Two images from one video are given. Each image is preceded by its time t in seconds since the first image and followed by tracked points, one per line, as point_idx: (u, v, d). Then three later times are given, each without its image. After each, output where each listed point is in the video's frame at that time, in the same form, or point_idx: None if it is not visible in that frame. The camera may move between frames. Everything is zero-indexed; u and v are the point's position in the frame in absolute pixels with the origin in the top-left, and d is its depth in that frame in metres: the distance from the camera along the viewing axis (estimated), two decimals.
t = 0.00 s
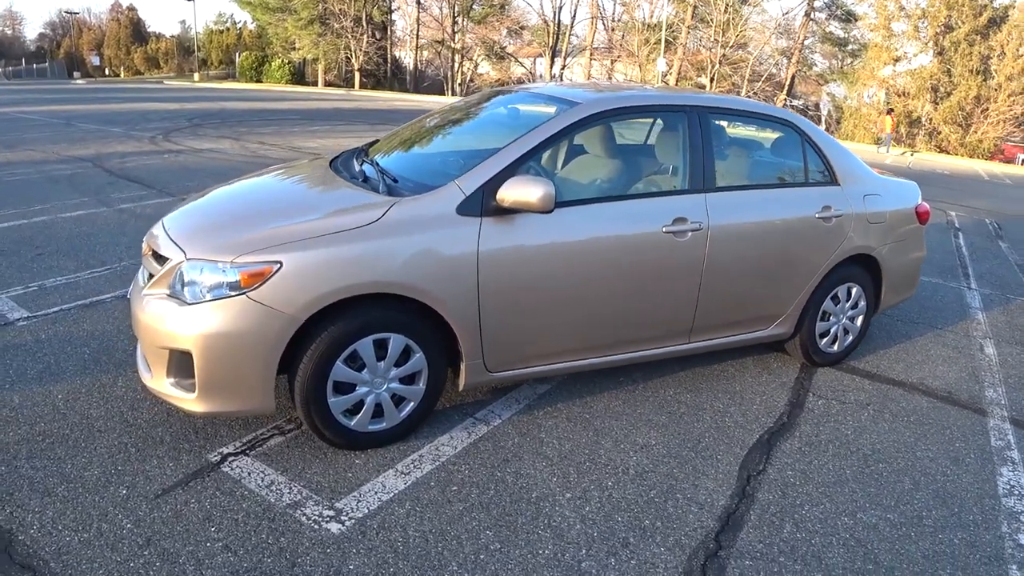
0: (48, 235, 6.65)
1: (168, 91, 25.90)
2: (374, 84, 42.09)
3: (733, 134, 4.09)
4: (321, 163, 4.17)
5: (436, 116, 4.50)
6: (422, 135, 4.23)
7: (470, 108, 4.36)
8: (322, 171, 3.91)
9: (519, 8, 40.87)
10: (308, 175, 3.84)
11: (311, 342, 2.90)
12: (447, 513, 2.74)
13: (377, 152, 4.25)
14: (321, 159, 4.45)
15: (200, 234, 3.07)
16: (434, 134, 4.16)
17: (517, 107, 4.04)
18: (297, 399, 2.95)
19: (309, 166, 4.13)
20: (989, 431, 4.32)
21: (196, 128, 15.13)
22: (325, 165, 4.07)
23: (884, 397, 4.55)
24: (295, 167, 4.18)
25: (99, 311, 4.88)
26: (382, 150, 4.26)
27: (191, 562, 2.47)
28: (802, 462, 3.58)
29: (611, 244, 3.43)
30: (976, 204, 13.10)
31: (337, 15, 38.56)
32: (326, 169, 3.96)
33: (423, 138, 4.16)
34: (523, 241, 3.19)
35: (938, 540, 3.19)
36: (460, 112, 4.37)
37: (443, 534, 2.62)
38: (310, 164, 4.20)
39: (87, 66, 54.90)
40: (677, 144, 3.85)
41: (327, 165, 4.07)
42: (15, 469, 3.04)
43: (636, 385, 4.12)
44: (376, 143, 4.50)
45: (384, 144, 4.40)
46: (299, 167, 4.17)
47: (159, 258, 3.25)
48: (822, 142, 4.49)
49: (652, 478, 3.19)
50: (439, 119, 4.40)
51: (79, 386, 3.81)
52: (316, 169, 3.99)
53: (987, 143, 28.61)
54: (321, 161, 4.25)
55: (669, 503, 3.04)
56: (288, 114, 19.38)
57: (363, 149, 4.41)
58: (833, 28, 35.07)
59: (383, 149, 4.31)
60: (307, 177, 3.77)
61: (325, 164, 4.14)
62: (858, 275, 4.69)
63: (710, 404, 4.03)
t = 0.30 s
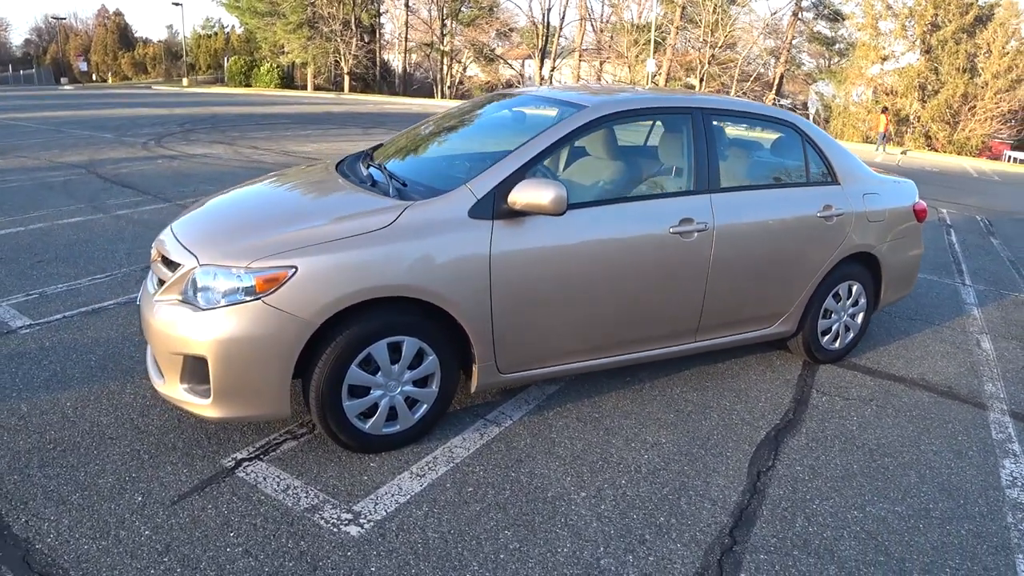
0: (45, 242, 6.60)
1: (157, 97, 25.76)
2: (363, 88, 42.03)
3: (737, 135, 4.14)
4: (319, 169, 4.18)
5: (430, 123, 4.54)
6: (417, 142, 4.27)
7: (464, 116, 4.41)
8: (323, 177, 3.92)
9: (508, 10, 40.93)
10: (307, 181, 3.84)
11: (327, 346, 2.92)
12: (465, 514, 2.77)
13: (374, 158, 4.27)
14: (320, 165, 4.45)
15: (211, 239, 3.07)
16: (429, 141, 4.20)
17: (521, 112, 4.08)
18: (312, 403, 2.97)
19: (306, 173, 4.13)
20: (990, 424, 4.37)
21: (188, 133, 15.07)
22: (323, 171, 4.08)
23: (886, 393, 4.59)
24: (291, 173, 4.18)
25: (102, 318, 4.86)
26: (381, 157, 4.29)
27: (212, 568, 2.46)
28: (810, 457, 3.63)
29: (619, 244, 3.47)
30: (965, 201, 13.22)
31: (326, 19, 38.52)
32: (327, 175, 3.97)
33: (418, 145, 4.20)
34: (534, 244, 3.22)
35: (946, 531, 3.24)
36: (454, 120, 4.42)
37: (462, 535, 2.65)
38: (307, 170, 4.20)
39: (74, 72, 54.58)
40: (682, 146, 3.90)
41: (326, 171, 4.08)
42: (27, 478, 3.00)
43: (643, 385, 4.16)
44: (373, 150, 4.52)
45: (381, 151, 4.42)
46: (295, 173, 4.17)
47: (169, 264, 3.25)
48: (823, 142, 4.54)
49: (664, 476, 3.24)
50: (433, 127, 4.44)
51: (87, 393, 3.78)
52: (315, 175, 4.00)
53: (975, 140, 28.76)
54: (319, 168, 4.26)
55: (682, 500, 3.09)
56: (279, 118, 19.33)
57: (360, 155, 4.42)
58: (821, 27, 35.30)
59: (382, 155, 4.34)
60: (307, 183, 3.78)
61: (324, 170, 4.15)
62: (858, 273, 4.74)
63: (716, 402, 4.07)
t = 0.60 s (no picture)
0: (41, 242, 6.55)
1: (150, 96, 25.62)
2: (356, 88, 41.96)
3: (742, 139, 4.16)
4: (319, 171, 4.17)
5: (427, 128, 4.56)
6: (415, 147, 4.29)
7: (461, 121, 4.43)
8: (324, 179, 3.92)
9: (502, 12, 40.98)
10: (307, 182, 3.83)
11: (337, 349, 2.91)
12: (476, 517, 2.78)
13: (374, 161, 4.28)
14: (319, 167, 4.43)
15: (220, 240, 3.05)
16: (427, 146, 4.22)
17: (527, 115, 4.09)
18: (322, 405, 2.96)
19: (304, 175, 4.12)
20: (990, 427, 4.40)
21: (183, 133, 15.00)
22: (324, 174, 4.08)
23: (887, 395, 4.62)
24: (288, 176, 4.16)
25: (102, 320, 4.82)
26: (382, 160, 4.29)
27: (224, 571, 2.45)
28: (815, 459, 3.65)
29: (625, 247, 3.48)
30: (958, 206, 13.33)
31: (319, 19, 38.44)
32: (329, 176, 3.97)
33: (417, 150, 4.22)
34: (542, 247, 3.23)
35: (952, 533, 3.26)
36: (451, 124, 4.44)
37: (474, 537, 2.66)
38: (306, 172, 4.19)
39: (65, 70, 54.26)
40: (687, 150, 3.91)
41: (327, 173, 4.07)
42: (32, 480, 2.97)
43: (648, 387, 4.17)
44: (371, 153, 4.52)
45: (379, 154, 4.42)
46: (292, 175, 4.16)
47: (176, 265, 3.23)
48: (826, 147, 4.57)
49: (672, 478, 3.25)
50: (430, 132, 4.46)
51: (90, 395, 3.76)
52: (315, 177, 3.99)
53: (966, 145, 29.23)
54: (318, 170, 4.24)
55: (691, 502, 3.10)
56: (273, 119, 19.27)
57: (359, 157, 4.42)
58: (813, 31, 35.50)
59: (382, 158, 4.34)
60: (306, 184, 3.77)
61: (324, 172, 4.14)
62: (860, 277, 4.76)
63: (721, 405, 4.09)
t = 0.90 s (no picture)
0: (29, 240, 6.45)
1: (138, 94, 25.40)
2: (346, 88, 41.79)
3: (744, 145, 4.17)
4: (313, 172, 4.13)
5: (420, 133, 4.55)
6: (409, 152, 4.28)
7: (455, 125, 4.43)
8: (319, 180, 3.87)
9: (493, 15, 40.99)
10: (300, 184, 3.79)
11: (339, 352, 2.88)
12: (479, 523, 2.76)
13: (367, 163, 4.25)
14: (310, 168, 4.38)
15: (221, 239, 3.01)
16: (422, 151, 4.22)
17: (528, 119, 4.08)
18: (323, 409, 2.93)
19: (296, 176, 4.07)
20: (984, 434, 4.43)
21: (172, 131, 14.86)
22: (317, 175, 4.04)
23: (883, 402, 4.63)
24: (280, 178, 4.11)
25: (94, 320, 4.75)
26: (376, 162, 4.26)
27: None
28: (814, 466, 3.66)
29: (628, 251, 3.47)
30: (946, 213, 13.44)
31: (310, 19, 38.30)
32: (326, 177, 3.93)
33: (411, 154, 4.21)
34: (546, 251, 3.22)
35: (951, 539, 3.28)
36: (445, 129, 4.44)
37: (478, 544, 2.64)
38: (297, 173, 4.14)
39: (51, 66, 53.73)
40: (689, 156, 3.92)
41: (321, 175, 4.03)
42: (25, 484, 2.91)
43: (647, 392, 4.17)
44: (363, 156, 4.49)
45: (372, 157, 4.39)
46: (283, 177, 4.11)
47: (175, 265, 3.18)
48: (826, 154, 4.59)
49: (674, 484, 3.25)
50: (424, 137, 4.46)
51: (82, 397, 3.69)
52: (309, 179, 3.95)
53: (953, 154, 29.39)
54: (310, 171, 4.20)
55: (693, 508, 3.10)
56: (263, 118, 19.15)
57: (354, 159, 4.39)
58: (803, 38, 35.78)
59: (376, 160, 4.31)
60: (300, 185, 3.73)
61: (319, 173, 4.10)
62: (857, 283, 4.78)
63: (719, 410, 4.09)
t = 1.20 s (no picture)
0: (12, 242, 6.32)
1: (118, 92, 25.04)
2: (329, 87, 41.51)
3: (743, 145, 4.17)
4: (298, 173, 4.07)
5: (409, 136, 4.53)
6: (398, 153, 4.25)
7: (442, 126, 4.44)
8: (310, 181, 3.82)
9: (476, 13, 40.90)
10: (289, 184, 3.74)
11: (342, 355, 2.83)
12: (486, 527, 2.73)
13: (355, 162, 4.20)
14: (300, 169, 4.32)
15: (220, 240, 2.96)
16: (411, 152, 4.21)
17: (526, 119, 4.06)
18: (326, 413, 2.88)
19: (282, 178, 4.01)
20: (979, 431, 4.45)
21: (154, 129, 14.66)
22: (305, 176, 3.98)
23: (879, 399, 4.65)
24: (264, 180, 4.04)
25: (82, 323, 4.65)
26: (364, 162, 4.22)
27: None
28: (816, 464, 3.67)
29: (631, 251, 3.46)
30: (929, 211, 13.57)
31: (293, 17, 38.00)
32: (318, 177, 3.88)
33: (401, 155, 4.18)
34: (550, 252, 3.20)
35: (954, 536, 3.29)
36: (432, 130, 4.45)
37: (486, 548, 2.61)
38: (282, 175, 4.07)
39: (27, 64, 52.93)
40: (689, 155, 3.91)
41: (311, 175, 3.98)
42: (19, 494, 2.83)
43: (646, 392, 4.15)
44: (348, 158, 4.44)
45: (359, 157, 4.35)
46: (267, 179, 4.04)
47: (170, 268, 3.12)
48: (822, 154, 4.61)
49: (678, 485, 3.23)
50: (412, 139, 4.44)
51: (74, 402, 3.61)
52: (297, 180, 3.89)
53: (935, 151, 29.76)
54: (295, 173, 4.13)
55: (699, 509, 3.09)
56: (246, 116, 18.95)
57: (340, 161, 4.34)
58: (785, 37, 36.04)
59: (363, 160, 4.27)
60: (294, 185, 3.68)
61: (305, 174, 4.04)
62: (853, 282, 4.80)
63: (719, 409, 4.09)
